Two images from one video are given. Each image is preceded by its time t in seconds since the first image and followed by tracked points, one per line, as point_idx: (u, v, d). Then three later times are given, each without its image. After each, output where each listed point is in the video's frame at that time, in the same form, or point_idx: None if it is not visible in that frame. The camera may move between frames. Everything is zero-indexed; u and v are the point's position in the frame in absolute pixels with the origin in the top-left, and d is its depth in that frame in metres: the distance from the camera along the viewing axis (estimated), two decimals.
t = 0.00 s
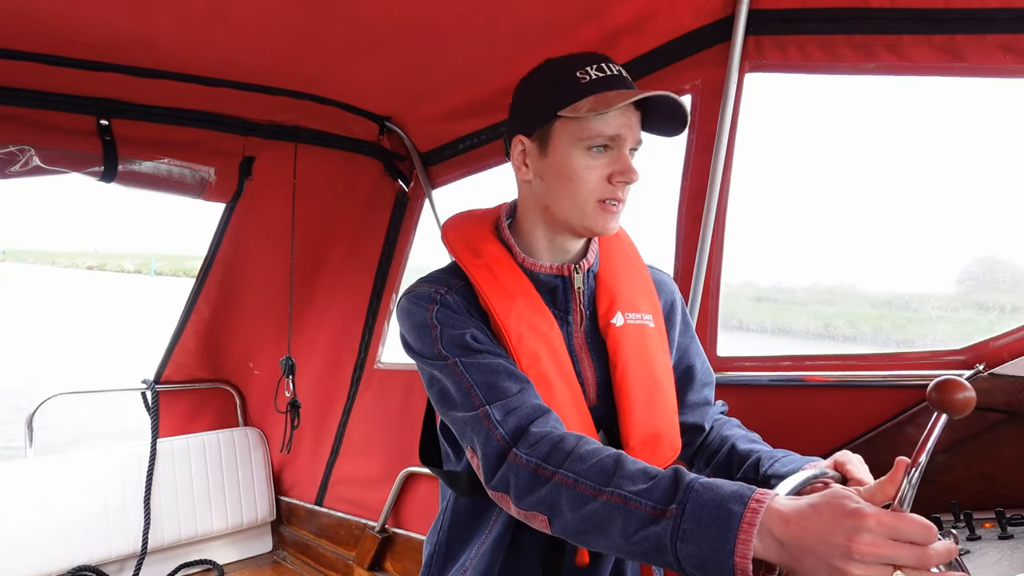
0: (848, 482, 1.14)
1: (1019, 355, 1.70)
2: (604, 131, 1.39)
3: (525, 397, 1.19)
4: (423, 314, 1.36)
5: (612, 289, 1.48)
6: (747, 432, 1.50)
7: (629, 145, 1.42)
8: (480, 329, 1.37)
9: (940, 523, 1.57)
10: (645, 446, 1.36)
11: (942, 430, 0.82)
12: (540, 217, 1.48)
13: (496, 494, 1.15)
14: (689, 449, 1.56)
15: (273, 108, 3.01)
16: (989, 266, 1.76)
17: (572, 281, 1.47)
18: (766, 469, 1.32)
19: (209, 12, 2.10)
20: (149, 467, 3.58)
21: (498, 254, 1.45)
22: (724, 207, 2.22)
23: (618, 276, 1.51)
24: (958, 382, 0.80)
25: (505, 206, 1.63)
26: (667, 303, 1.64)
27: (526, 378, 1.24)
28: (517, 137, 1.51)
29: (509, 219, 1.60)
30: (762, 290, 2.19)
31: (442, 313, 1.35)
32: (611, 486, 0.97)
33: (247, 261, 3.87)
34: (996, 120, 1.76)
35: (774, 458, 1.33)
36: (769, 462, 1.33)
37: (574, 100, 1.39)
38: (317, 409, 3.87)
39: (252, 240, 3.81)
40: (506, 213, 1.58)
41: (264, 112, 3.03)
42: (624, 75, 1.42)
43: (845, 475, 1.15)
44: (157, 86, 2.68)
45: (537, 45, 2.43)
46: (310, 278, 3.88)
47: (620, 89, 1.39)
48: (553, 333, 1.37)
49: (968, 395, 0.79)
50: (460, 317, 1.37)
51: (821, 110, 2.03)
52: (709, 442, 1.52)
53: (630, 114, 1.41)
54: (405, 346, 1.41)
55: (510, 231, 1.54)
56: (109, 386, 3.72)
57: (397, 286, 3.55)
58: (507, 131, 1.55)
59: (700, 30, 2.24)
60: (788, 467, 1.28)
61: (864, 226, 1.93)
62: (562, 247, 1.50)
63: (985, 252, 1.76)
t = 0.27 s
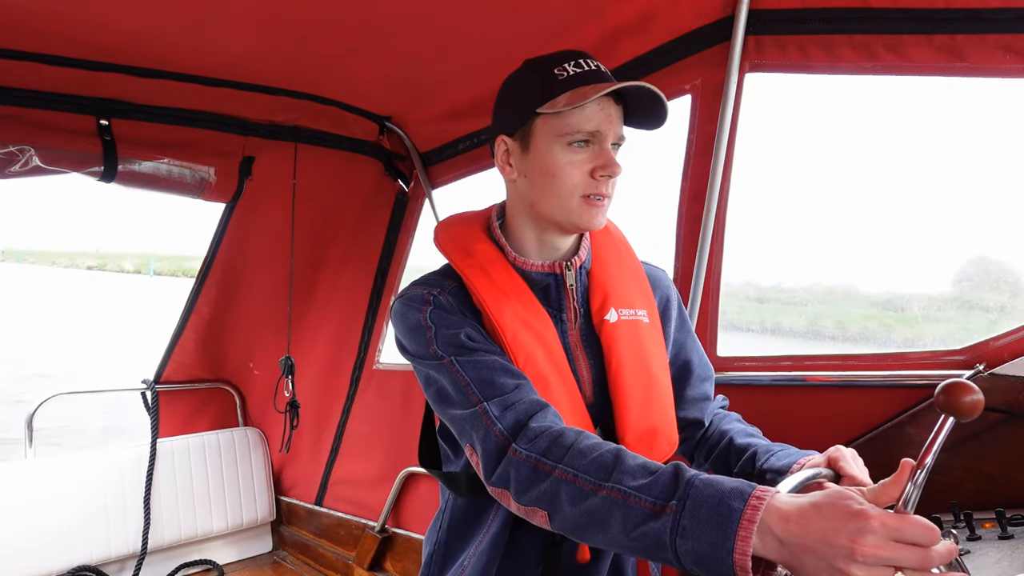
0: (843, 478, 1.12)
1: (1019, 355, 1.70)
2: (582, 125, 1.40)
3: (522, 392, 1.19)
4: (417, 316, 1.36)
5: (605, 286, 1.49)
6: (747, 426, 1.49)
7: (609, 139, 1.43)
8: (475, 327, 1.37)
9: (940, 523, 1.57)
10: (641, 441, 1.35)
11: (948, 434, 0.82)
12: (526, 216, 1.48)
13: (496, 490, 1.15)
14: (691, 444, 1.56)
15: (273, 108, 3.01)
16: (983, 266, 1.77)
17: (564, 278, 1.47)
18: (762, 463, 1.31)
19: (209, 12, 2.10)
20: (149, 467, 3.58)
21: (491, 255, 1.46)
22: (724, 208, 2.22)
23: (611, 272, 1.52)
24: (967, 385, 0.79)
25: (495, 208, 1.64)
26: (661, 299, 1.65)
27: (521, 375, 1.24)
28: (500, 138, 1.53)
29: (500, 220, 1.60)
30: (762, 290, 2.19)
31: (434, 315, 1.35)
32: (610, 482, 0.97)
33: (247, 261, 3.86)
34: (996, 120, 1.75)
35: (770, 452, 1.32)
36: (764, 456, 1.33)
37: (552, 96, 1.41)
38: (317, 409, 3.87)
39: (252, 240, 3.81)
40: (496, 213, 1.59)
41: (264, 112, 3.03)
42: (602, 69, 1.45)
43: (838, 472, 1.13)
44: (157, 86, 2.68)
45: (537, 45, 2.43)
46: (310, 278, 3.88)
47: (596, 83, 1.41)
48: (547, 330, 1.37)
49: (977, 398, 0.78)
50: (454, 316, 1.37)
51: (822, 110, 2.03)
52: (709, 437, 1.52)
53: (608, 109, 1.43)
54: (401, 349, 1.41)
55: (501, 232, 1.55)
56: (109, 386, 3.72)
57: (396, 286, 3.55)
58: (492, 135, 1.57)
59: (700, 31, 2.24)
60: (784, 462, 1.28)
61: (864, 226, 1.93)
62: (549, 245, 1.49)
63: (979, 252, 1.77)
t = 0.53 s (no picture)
0: (846, 480, 1.11)
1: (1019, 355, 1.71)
2: (583, 138, 1.36)
3: (523, 387, 1.19)
4: (414, 316, 1.36)
5: (600, 284, 1.49)
6: (747, 426, 1.50)
7: (608, 151, 1.40)
8: (474, 326, 1.37)
9: (940, 523, 1.57)
10: (639, 439, 1.36)
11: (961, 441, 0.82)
12: (521, 218, 1.47)
13: (498, 486, 1.15)
14: (689, 443, 1.56)
15: (273, 108, 3.01)
16: (978, 266, 1.77)
17: (560, 277, 1.47)
18: (764, 464, 1.31)
19: (209, 12, 2.10)
20: (149, 467, 3.58)
21: (487, 255, 1.45)
22: (723, 208, 2.22)
23: (606, 271, 1.52)
24: (983, 392, 0.79)
25: (489, 208, 1.63)
26: (657, 297, 1.65)
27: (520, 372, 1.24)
28: (496, 138, 1.50)
29: (494, 221, 1.60)
30: (762, 290, 2.19)
31: (431, 315, 1.35)
32: (612, 476, 0.97)
33: (247, 260, 3.86)
34: (996, 120, 1.75)
35: (772, 453, 1.32)
36: (767, 458, 1.32)
37: (555, 105, 1.37)
38: (317, 409, 3.87)
39: (252, 240, 3.81)
40: (489, 215, 1.59)
41: (264, 112, 3.03)
42: (605, 79, 1.42)
43: (842, 473, 1.13)
44: (157, 86, 2.68)
45: (536, 45, 2.43)
46: (309, 277, 3.88)
47: (600, 95, 1.37)
48: (544, 329, 1.38)
49: (993, 405, 0.78)
50: (452, 315, 1.37)
51: (821, 110, 2.03)
52: (709, 436, 1.52)
53: (610, 122, 1.39)
54: (398, 350, 1.41)
55: (496, 233, 1.55)
56: (109, 386, 3.72)
57: (396, 286, 3.55)
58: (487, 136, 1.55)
59: (700, 30, 2.24)
60: (787, 464, 1.27)
61: (864, 226, 1.93)
62: (542, 246, 1.49)
63: (973, 252, 1.77)
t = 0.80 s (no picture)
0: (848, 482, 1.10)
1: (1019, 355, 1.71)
2: (596, 145, 1.37)
3: (526, 383, 1.19)
4: (418, 313, 1.37)
5: (603, 285, 1.49)
6: (746, 431, 1.50)
7: (620, 157, 1.41)
8: (477, 323, 1.37)
9: (940, 523, 1.57)
10: (641, 439, 1.36)
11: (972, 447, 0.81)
12: (528, 219, 1.48)
13: (501, 482, 1.14)
14: (688, 446, 1.56)
15: (273, 108, 3.01)
16: (974, 266, 1.78)
17: (563, 277, 1.47)
18: (765, 469, 1.31)
19: (210, 12, 2.10)
20: (149, 467, 3.58)
21: (490, 254, 1.46)
22: (723, 208, 2.21)
23: (609, 272, 1.52)
24: (997, 399, 0.79)
25: (493, 208, 1.63)
26: (659, 298, 1.65)
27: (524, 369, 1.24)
28: (507, 138, 1.49)
29: (498, 220, 1.60)
30: (763, 290, 2.19)
31: (435, 312, 1.35)
32: (616, 471, 0.97)
33: (247, 260, 3.86)
34: (996, 121, 1.76)
35: (773, 458, 1.32)
36: (769, 462, 1.31)
37: (570, 111, 1.36)
38: (317, 409, 3.87)
39: (252, 240, 3.80)
40: (493, 214, 1.59)
41: (264, 112, 3.04)
42: (619, 86, 1.42)
43: (845, 476, 1.11)
44: (157, 85, 2.68)
45: (537, 45, 2.43)
46: (309, 277, 3.88)
47: (616, 103, 1.37)
48: (548, 329, 1.38)
49: (1006, 411, 0.78)
50: (456, 313, 1.37)
51: (822, 110, 2.03)
52: (709, 440, 1.52)
53: (623, 129, 1.39)
54: (401, 347, 1.41)
55: (500, 231, 1.55)
56: (108, 386, 3.72)
57: (396, 286, 3.55)
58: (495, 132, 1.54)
59: (700, 30, 2.24)
60: (789, 468, 1.26)
61: (865, 226, 1.93)
62: (547, 246, 1.50)
63: (969, 252, 1.78)
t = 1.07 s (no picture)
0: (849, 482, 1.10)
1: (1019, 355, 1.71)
2: (601, 147, 1.37)
3: (528, 381, 1.19)
4: (420, 312, 1.37)
5: (604, 285, 1.49)
6: (746, 432, 1.50)
7: (624, 159, 1.41)
8: (479, 322, 1.37)
9: (940, 523, 1.57)
10: (641, 439, 1.36)
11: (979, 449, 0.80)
12: (530, 219, 1.48)
13: (503, 480, 1.14)
14: (687, 446, 1.55)
15: (273, 108, 3.01)
16: (969, 267, 1.79)
17: (565, 277, 1.47)
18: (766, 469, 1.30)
19: (210, 11, 2.10)
20: (149, 467, 3.58)
21: (492, 254, 1.45)
22: (723, 208, 2.21)
23: (610, 272, 1.52)
24: (1006, 402, 0.79)
25: (495, 208, 1.63)
26: (660, 299, 1.65)
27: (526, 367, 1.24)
28: (512, 138, 1.48)
29: (500, 220, 1.60)
30: (763, 290, 2.18)
31: (438, 311, 1.35)
32: (618, 469, 0.97)
33: (247, 260, 3.86)
34: (996, 121, 1.76)
35: (774, 459, 1.31)
36: (769, 463, 1.31)
37: (575, 112, 1.36)
38: (317, 409, 3.87)
39: (252, 240, 3.81)
40: (496, 214, 1.59)
41: (265, 112, 3.04)
42: (624, 87, 1.42)
43: (846, 477, 1.11)
44: (157, 85, 2.68)
45: (537, 45, 2.43)
46: (309, 277, 3.88)
47: (622, 105, 1.37)
48: (549, 329, 1.38)
49: (1015, 415, 0.78)
50: (458, 311, 1.37)
51: (822, 110, 2.03)
52: (709, 441, 1.52)
53: (628, 131, 1.39)
54: (402, 346, 1.41)
55: (502, 230, 1.55)
56: (108, 386, 3.72)
57: (397, 286, 3.55)
58: (500, 131, 1.55)
59: (700, 30, 2.24)
60: (790, 468, 1.25)
61: (865, 226, 1.93)
62: (549, 247, 1.50)
63: (966, 252, 1.79)
